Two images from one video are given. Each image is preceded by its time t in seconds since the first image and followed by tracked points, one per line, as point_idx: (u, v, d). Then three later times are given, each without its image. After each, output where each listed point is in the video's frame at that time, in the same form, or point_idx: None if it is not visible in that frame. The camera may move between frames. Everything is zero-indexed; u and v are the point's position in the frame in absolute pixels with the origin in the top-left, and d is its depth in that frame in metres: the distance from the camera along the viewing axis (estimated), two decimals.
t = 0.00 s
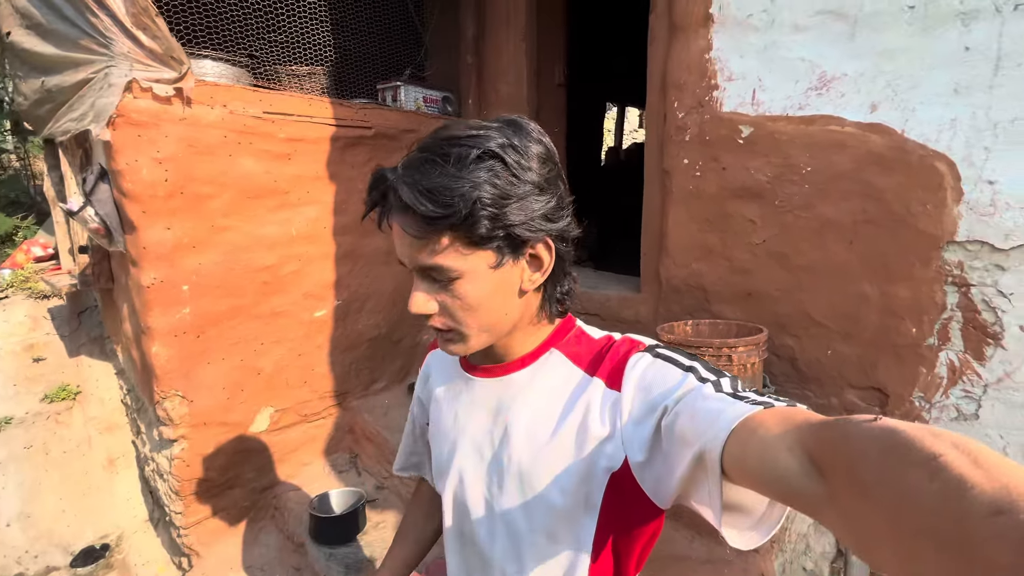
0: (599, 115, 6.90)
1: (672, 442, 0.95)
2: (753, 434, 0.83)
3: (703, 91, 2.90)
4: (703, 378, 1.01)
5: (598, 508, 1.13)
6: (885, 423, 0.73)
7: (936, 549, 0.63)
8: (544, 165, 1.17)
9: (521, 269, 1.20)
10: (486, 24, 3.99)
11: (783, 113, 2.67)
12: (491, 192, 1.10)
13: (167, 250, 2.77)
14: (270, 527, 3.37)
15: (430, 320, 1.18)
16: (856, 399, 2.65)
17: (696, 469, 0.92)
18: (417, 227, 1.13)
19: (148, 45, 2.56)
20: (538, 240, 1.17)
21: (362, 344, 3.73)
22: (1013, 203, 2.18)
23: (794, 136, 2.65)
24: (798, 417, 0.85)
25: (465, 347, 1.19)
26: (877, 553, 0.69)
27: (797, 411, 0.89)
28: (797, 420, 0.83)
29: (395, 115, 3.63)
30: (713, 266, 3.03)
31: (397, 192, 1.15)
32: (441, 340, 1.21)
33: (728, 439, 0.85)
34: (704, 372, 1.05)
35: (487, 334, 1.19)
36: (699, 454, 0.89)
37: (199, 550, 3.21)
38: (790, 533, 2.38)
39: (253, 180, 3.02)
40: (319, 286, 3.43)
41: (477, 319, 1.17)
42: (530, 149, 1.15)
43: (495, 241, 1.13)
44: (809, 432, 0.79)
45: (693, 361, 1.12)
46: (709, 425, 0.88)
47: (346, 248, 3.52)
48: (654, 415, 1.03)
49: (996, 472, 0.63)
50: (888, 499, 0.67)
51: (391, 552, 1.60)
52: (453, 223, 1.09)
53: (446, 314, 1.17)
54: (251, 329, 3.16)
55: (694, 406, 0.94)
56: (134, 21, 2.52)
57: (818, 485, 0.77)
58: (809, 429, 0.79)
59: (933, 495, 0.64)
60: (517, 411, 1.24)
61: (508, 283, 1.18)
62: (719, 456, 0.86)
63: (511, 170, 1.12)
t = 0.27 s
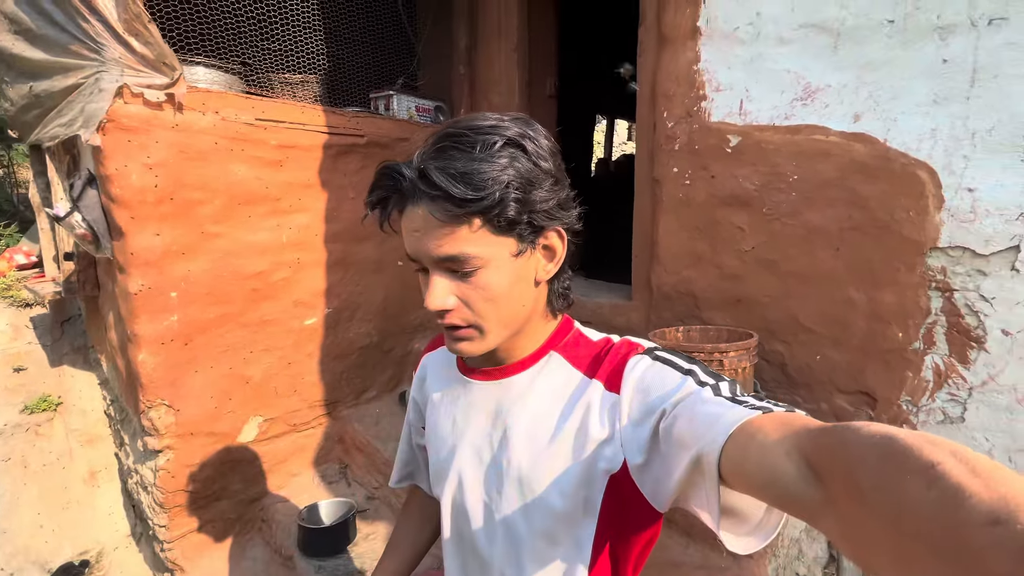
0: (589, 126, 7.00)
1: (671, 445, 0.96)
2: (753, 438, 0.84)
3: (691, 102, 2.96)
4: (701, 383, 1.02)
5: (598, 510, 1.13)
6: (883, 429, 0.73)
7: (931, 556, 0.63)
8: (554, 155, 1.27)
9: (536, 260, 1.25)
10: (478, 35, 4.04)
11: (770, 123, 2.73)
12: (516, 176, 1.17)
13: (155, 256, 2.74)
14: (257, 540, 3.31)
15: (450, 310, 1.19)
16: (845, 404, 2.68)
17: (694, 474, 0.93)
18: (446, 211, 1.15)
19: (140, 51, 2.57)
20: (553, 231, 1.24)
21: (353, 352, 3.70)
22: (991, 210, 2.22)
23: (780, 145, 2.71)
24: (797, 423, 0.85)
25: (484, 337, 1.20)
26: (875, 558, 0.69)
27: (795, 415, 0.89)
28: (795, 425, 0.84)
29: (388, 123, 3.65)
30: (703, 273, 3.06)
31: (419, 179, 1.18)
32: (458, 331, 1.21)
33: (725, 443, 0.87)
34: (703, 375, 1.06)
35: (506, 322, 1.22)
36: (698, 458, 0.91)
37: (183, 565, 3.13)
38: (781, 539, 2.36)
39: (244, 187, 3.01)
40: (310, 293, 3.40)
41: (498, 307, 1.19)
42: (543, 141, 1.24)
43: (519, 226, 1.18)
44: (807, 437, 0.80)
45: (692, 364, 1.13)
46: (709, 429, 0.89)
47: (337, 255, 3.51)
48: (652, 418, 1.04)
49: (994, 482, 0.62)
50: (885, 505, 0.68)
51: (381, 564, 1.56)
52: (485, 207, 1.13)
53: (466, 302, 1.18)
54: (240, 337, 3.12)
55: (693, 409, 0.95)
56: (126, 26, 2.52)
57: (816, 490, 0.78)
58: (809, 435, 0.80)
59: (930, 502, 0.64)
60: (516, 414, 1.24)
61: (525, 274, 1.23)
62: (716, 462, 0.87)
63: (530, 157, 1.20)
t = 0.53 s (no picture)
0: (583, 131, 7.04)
1: (676, 441, 0.95)
2: (759, 434, 0.83)
3: (687, 103, 2.99)
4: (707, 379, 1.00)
5: (602, 505, 1.13)
6: (891, 429, 0.72)
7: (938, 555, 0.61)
8: (564, 149, 1.30)
9: (546, 253, 1.28)
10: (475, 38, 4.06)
11: (765, 123, 2.76)
12: (532, 168, 1.19)
13: (150, 258, 2.71)
14: (252, 546, 3.29)
15: (465, 301, 1.19)
16: (842, 403, 2.69)
17: (698, 471, 0.92)
18: (465, 201, 1.15)
19: (135, 51, 2.55)
20: (565, 218, 1.27)
21: (349, 355, 3.67)
22: (984, 209, 2.24)
23: (775, 145, 2.74)
24: (803, 420, 0.84)
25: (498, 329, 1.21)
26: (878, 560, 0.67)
27: (801, 414, 0.89)
28: (801, 422, 0.83)
29: (384, 125, 3.66)
30: (700, 274, 3.08)
31: (436, 172, 1.18)
32: (472, 323, 1.21)
33: (731, 440, 0.85)
34: (709, 372, 1.04)
35: (519, 314, 1.23)
36: (701, 455, 0.90)
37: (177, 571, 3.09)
38: (781, 538, 2.36)
39: (240, 188, 3.00)
40: (306, 296, 3.38)
41: (512, 300, 1.21)
42: (555, 134, 1.26)
43: (535, 215, 1.20)
44: (813, 435, 0.78)
45: (698, 360, 1.11)
46: (714, 426, 0.88)
47: (334, 257, 3.49)
48: (657, 413, 1.03)
49: (1005, 482, 0.61)
50: (892, 503, 0.66)
51: (379, 565, 1.54)
52: (504, 198, 1.14)
53: (481, 294, 1.19)
54: (235, 340, 3.09)
55: (699, 404, 0.94)
56: (122, 27, 2.51)
57: (821, 489, 0.75)
58: (814, 432, 0.78)
59: (938, 501, 0.63)
60: (520, 409, 1.23)
61: (536, 266, 1.25)
62: (721, 459, 0.86)
63: (544, 149, 1.22)
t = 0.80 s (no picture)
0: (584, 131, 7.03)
1: (677, 451, 0.95)
2: (758, 445, 0.82)
3: (687, 106, 2.98)
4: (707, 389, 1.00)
5: (602, 513, 1.12)
6: (890, 440, 0.71)
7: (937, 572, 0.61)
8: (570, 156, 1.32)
9: (553, 258, 1.27)
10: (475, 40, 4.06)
11: (766, 126, 2.75)
12: (542, 171, 1.20)
13: (150, 261, 2.71)
14: (253, 549, 3.30)
15: (473, 304, 1.17)
16: (843, 407, 2.68)
17: (698, 481, 0.91)
18: (479, 203, 1.15)
19: (135, 55, 2.55)
20: (573, 226, 1.28)
21: (350, 357, 3.67)
22: (987, 213, 2.23)
23: (777, 148, 2.72)
24: (802, 431, 0.83)
25: (506, 333, 1.19)
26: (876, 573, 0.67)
27: (801, 425, 0.88)
28: (799, 432, 0.83)
29: (384, 127, 3.65)
30: (701, 276, 3.07)
31: (451, 174, 1.18)
32: (480, 327, 1.19)
33: (730, 451, 0.85)
34: (709, 381, 1.04)
35: (527, 317, 1.22)
36: (701, 465, 0.89)
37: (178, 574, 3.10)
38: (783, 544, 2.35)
39: (241, 192, 3.00)
40: (306, 298, 3.38)
41: (521, 303, 1.19)
42: (561, 141, 1.28)
43: (545, 219, 1.21)
44: (812, 446, 0.78)
45: (698, 370, 1.11)
46: (714, 435, 0.87)
47: (334, 260, 3.49)
48: (658, 422, 1.02)
49: (1004, 497, 0.61)
50: (891, 517, 0.66)
51: (379, 569, 1.54)
52: (517, 200, 1.15)
53: (490, 297, 1.17)
54: (235, 343, 3.09)
55: (700, 413, 0.93)
56: (122, 31, 2.51)
57: (820, 499, 0.75)
58: (814, 442, 0.78)
59: (937, 516, 0.63)
60: (521, 416, 1.22)
61: (543, 270, 1.24)
62: (721, 469, 0.85)
63: (553, 155, 1.24)
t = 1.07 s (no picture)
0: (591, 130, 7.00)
1: (673, 459, 0.94)
2: (753, 454, 0.82)
3: (695, 108, 2.95)
4: (702, 396, 1.00)
5: (599, 524, 1.11)
6: (886, 448, 0.71)
7: None
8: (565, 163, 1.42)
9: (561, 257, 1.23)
10: (482, 41, 4.05)
11: (774, 129, 2.71)
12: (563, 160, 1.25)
13: (158, 262, 2.74)
14: (258, 546, 3.33)
15: (506, 276, 1.06)
16: (850, 414, 2.65)
17: (694, 489, 0.90)
18: (528, 170, 1.12)
19: (143, 58, 2.56)
20: (575, 229, 1.30)
21: (355, 357, 3.69)
22: (999, 220, 2.19)
23: (785, 151, 2.69)
24: (797, 439, 0.83)
25: (536, 314, 1.09)
26: None
27: (797, 431, 0.87)
28: (794, 439, 0.83)
29: (390, 128, 3.65)
30: (707, 280, 3.04)
31: (480, 155, 1.15)
32: (510, 304, 1.07)
33: (725, 459, 0.84)
34: (704, 389, 1.04)
35: (549, 305, 1.14)
36: (697, 472, 0.88)
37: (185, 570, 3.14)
38: (786, 551, 2.34)
39: (247, 193, 3.02)
40: (311, 299, 3.40)
41: (546, 285, 1.12)
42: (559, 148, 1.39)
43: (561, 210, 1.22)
44: (808, 453, 0.77)
45: (694, 377, 1.11)
46: (709, 443, 0.87)
47: (340, 260, 3.50)
48: (653, 430, 1.02)
49: (998, 505, 0.60)
50: (886, 524, 0.65)
51: (379, 571, 1.55)
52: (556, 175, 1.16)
53: (522, 271, 1.08)
54: (241, 343, 3.11)
55: (696, 421, 0.93)
56: (129, 34, 2.53)
57: (816, 508, 0.74)
58: (809, 450, 0.77)
59: (932, 524, 0.62)
60: (519, 425, 1.22)
61: (558, 264, 1.20)
62: (716, 477, 0.85)
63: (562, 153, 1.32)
